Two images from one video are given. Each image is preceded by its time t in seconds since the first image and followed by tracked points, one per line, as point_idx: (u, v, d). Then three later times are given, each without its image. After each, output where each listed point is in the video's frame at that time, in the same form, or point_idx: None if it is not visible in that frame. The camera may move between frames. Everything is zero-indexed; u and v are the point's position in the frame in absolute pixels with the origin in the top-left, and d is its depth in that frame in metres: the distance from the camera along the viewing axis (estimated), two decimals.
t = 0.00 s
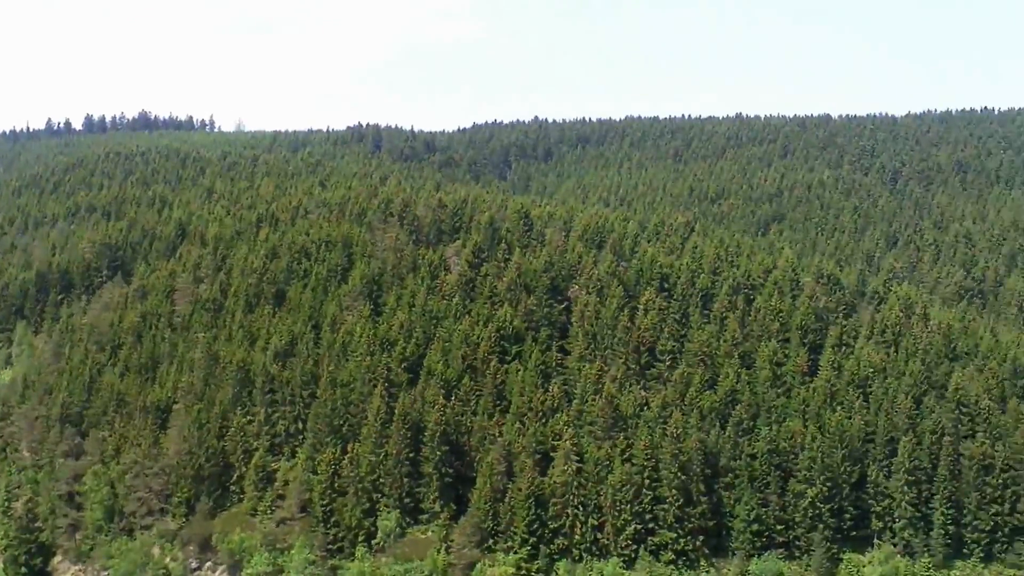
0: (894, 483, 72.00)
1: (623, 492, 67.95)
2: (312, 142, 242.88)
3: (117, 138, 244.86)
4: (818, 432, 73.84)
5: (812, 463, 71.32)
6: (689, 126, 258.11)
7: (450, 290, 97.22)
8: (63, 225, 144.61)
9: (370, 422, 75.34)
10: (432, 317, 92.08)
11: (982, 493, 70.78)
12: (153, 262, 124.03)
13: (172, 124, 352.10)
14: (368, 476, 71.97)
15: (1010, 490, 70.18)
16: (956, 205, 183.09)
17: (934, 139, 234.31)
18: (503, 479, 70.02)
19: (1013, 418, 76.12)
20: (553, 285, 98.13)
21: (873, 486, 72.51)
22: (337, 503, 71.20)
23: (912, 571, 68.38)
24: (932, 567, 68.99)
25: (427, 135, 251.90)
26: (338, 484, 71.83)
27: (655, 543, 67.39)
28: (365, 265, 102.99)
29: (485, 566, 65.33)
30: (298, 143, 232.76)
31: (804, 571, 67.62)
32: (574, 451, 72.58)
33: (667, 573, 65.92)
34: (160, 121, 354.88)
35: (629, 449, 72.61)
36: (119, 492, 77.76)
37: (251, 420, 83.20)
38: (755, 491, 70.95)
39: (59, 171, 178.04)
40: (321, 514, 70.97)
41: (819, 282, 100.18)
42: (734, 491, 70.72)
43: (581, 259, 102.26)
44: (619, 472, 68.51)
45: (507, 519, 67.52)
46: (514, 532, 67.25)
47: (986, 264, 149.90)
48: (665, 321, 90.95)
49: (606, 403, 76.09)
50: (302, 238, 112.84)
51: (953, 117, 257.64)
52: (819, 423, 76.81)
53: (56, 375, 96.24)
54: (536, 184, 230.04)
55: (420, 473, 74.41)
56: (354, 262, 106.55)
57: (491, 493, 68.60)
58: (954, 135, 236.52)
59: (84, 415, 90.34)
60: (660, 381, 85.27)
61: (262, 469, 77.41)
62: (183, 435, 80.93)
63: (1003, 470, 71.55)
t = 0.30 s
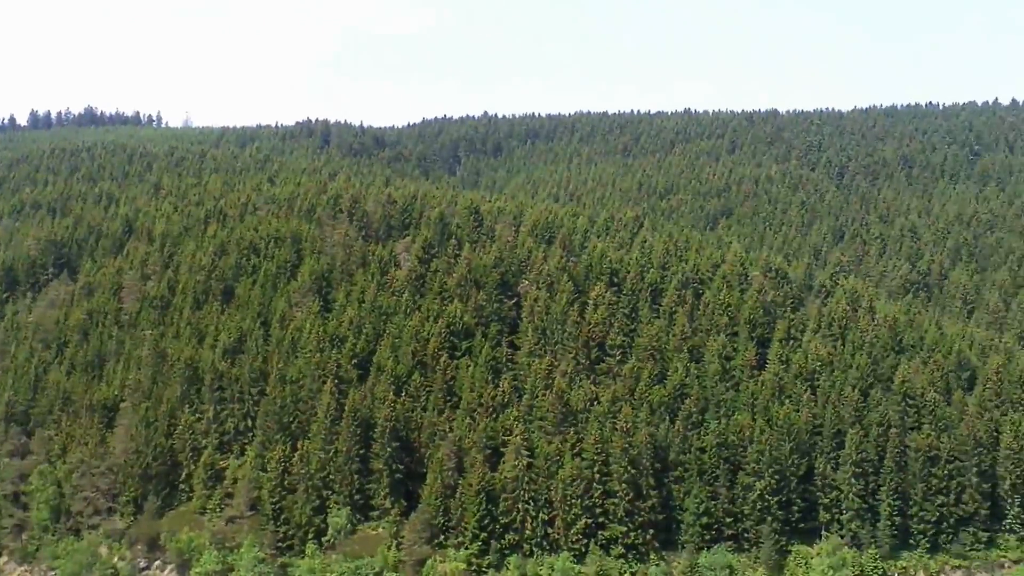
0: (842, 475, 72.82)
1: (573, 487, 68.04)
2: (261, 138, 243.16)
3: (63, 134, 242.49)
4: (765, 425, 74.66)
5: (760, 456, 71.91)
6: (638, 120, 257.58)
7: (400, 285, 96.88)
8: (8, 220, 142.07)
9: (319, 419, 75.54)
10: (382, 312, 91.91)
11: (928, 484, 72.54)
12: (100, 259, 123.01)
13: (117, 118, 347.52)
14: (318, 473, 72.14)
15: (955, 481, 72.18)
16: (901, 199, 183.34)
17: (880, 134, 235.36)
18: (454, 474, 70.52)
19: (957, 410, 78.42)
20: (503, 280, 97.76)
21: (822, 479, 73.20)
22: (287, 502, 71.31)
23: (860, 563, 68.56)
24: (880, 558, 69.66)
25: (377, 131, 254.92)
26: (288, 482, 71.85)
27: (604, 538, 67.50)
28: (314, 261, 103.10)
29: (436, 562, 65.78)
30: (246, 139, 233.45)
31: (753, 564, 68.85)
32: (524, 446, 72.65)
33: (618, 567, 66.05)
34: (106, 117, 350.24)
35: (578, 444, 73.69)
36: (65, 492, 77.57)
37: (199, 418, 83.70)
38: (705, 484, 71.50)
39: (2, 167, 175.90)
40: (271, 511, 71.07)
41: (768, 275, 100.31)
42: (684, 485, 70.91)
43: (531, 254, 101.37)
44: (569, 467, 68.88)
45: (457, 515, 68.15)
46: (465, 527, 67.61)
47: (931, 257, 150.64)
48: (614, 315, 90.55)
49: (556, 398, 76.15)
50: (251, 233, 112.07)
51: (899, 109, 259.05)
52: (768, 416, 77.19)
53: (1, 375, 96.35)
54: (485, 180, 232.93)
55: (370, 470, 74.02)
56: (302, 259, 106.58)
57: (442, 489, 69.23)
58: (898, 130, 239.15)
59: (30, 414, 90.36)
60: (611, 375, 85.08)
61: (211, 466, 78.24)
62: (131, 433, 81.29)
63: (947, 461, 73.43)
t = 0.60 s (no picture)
0: (791, 470, 73.79)
1: (523, 483, 68.17)
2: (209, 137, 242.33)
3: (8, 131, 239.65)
4: (713, 420, 75.39)
5: (709, 451, 72.50)
6: (586, 116, 255.75)
7: (348, 283, 96.57)
8: None
9: (269, 418, 75.14)
10: (331, 310, 91.73)
11: (874, 477, 74.31)
12: (43, 258, 121.77)
13: (61, 114, 343.17)
14: (267, 472, 72.51)
15: (900, 475, 74.23)
16: (847, 196, 184.95)
17: (827, 131, 236.69)
18: (403, 472, 70.33)
19: (903, 405, 80.22)
20: (452, 277, 97.71)
21: (770, 473, 74.22)
22: (236, 501, 71.32)
23: (807, 556, 71.00)
24: (827, 551, 71.69)
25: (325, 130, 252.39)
26: (237, 481, 72.07)
27: (554, 534, 68.29)
28: (262, 259, 101.99)
29: (387, 560, 65.51)
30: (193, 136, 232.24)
31: (703, 558, 69.51)
32: (473, 443, 72.44)
33: (568, 563, 66.78)
34: (49, 115, 345.94)
35: (529, 440, 73.56)
36: (11, 494, 77.41)
37: (146, 418, 84.20)
38: (654, 479, 71.85)
39: None
40: (220, 510, 71.36)
41: (715, 270, 99.91)
42: (633, 480, 71.37)
43: (480, 251, 101.61)
44: (519, 464, 68.82)
45: (408, 512, 68.63)
46: (416, 524, 68.05)
47: (877, 251, 151.62)
48: (563, 312, 90.99)
49: (505, 395, 76.11)
50: (198, 230, 110.94)
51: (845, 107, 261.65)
52: (716, 411, 78.26)
53: None
54: (434, 176, 229.60)
55: (319, 468, 75.07)
56: (250, 257, 105.70)
57: (392, 487, 69.43)
58: (844, 125, 240.34)
59: None
60: (559, 372, 85.66)
61: (158, 466, 79.49)
62: (77, 434, 80.50)
63: (893, 454, 75.47)
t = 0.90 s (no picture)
0: (738, 467, 75.66)
1: (473, 483, 68.89)
2: (156, 136, 241.29)
3: None
4: (661, 418, 76.78)
5: (658, 449, 73.72)
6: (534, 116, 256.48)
7: (296, 283, 96.59)
8: None
9: (216, 419, 74.99)
10: (279, 310, 91.44)
11: (820, 474, 76.34)
12: None
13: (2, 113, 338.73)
14: (214, 474, 72.13)
15: (846, 471, 76.31)
16: (793, 194, 186.86)
17: (772, 129, 238.50)
18: (352, 473, 70.85)
19: (848, 401, 82.53)
20: (401, 277, 97.90)
21: (717, 470, 76.23)
22: (183, 503, 71.32)
23: (754, 552, 72.90)
24: (774, 548, 73.60)
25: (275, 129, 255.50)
26: (184, 483, 71.92)
27: (504, 533, 69.29)
28: (209, 258, 101.47)
29: (335, 561, 66.37)
30: (138, 135, 231.35)
31: (652, 555, 71.02)
32: (423, 443, 72.83)
33: (517, 562, 67.91)
34: None
35: (479, 439, 75.19)
36: None
37: (91, 420, 83.21)
38: (604, 477, 73.34)
39: None
40: (167, 513, 71.10)
41: (664, 268, 101.35)
42: (581, 479, 72.80)
43: (430, 250, 101.67)
44: (468, 464, 69.46)
45: (357, 513, 69.03)
46: (365, 525, 68.39)
47: (823, 250, 153.50)
48: (513, 311, 90.83)
49: (454, 396, 77.51)
50: (143, 230, 110.29)
51: (791, 107, 264.58)
52: (665, 409, 79.79)
53: None
54: (383, 175, 230.75)
55: (268, 469, 75.18)
56: (197, 257, 105.40)
57: (341, 488, 69.66)
58: (790, 123, 242.86)
59: None
60: (509, 371, 86.05)
61: (104, 469, 79.36)
62: (20, 437, 80.14)
63: (840, 450, 77.12)
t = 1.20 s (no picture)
0: (684, 469, 76.48)
1: (420, 486, 69.69)
2: (99, 138, 239.45)
3: None
4: (608, 421, 77.84)
5: (605, 452, 74.65)
6: (481, 119, 258.45)
7: (242, 287, 96.48)
8: None
9: (160, 425, 75.65)
10: (224, 314, 91.35)
11: (766, 475, 77.47)
12: None
13: None
14: (159, 479, 72.56)
15: (792, 472, 77.56)
16: (739, 197, 187.92)
17: (718, 133, 241.79)
18: (298, 477, 70.82)
19: (793, 403, 83.94)
20: (348, 280, 97.62)
21: (665, 473, 76.91)
22: (127, 509, 70.65)
23: (702, 554, 73.77)
24: (721, 549, 74.52)
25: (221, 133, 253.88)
26: (128, 489, 71.33)
27: (451, 536, 69.85)
28: (154, 262, 101.65)
29: (282, 566, 66.05)
30: (81, 138, 230.35)
31: (598, 557, 71.82)
32: (370, 447, 74.09)
33: (465, 565, 68.30)
34: None
35: (426, 444, 75.88)
36: None
37: (32, 426, 82.74)
38: (551, 480, 73.52)
39: None
40: (111, 520, 70.37)
41: (611, 272, 102.72)
42: (529, 483, 72.99)
43: (376, 252, 101.02)
44: (416, 467, 70.30)
45: (304, 518, 68.59)
46: (311, 530, 68.23)
47: (768, 252, 153.62)
48: (460, 314, 91.13)
49: (401, 399, 77.88)
50: (85, 233, 109.38)
51: (738, 110, 266.33)
52: (612, 412, 80.16)
53: None
54: (330, 179, 227.56)
55: (213, 475, 76.13)
56: (141, 260, 105.03)
57: (287, 492, 69.50)
58: (736, 128, 244.52)
59: None
60: (456, 374, 87.25)
61: (46, 475, 79.22)
62: None
63: (785, 452, 78.38)
